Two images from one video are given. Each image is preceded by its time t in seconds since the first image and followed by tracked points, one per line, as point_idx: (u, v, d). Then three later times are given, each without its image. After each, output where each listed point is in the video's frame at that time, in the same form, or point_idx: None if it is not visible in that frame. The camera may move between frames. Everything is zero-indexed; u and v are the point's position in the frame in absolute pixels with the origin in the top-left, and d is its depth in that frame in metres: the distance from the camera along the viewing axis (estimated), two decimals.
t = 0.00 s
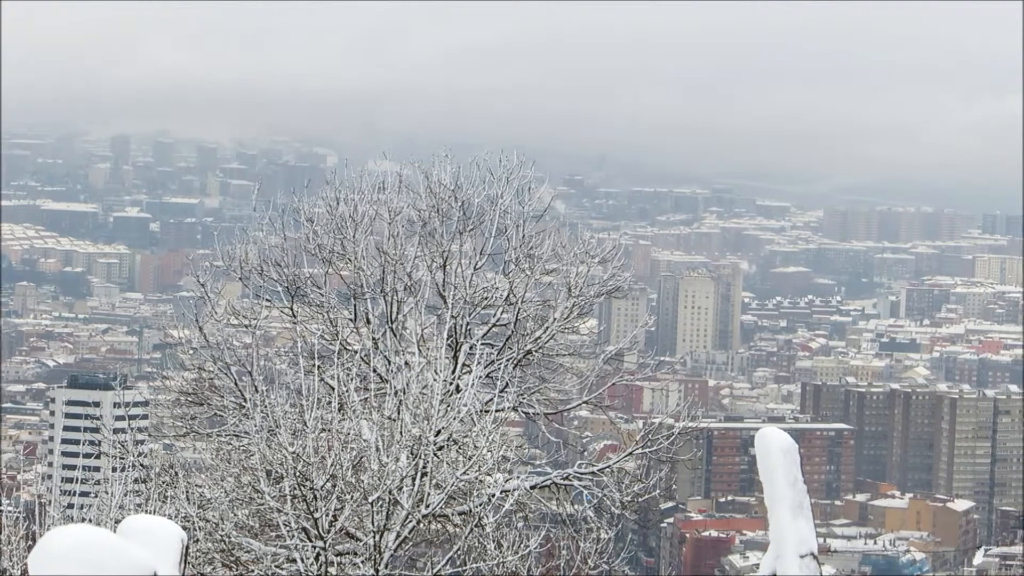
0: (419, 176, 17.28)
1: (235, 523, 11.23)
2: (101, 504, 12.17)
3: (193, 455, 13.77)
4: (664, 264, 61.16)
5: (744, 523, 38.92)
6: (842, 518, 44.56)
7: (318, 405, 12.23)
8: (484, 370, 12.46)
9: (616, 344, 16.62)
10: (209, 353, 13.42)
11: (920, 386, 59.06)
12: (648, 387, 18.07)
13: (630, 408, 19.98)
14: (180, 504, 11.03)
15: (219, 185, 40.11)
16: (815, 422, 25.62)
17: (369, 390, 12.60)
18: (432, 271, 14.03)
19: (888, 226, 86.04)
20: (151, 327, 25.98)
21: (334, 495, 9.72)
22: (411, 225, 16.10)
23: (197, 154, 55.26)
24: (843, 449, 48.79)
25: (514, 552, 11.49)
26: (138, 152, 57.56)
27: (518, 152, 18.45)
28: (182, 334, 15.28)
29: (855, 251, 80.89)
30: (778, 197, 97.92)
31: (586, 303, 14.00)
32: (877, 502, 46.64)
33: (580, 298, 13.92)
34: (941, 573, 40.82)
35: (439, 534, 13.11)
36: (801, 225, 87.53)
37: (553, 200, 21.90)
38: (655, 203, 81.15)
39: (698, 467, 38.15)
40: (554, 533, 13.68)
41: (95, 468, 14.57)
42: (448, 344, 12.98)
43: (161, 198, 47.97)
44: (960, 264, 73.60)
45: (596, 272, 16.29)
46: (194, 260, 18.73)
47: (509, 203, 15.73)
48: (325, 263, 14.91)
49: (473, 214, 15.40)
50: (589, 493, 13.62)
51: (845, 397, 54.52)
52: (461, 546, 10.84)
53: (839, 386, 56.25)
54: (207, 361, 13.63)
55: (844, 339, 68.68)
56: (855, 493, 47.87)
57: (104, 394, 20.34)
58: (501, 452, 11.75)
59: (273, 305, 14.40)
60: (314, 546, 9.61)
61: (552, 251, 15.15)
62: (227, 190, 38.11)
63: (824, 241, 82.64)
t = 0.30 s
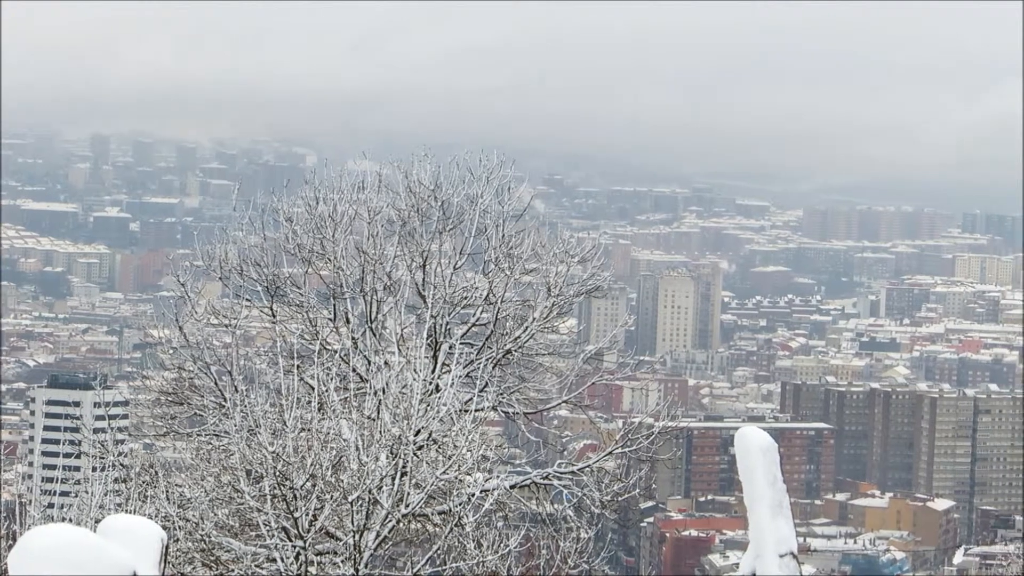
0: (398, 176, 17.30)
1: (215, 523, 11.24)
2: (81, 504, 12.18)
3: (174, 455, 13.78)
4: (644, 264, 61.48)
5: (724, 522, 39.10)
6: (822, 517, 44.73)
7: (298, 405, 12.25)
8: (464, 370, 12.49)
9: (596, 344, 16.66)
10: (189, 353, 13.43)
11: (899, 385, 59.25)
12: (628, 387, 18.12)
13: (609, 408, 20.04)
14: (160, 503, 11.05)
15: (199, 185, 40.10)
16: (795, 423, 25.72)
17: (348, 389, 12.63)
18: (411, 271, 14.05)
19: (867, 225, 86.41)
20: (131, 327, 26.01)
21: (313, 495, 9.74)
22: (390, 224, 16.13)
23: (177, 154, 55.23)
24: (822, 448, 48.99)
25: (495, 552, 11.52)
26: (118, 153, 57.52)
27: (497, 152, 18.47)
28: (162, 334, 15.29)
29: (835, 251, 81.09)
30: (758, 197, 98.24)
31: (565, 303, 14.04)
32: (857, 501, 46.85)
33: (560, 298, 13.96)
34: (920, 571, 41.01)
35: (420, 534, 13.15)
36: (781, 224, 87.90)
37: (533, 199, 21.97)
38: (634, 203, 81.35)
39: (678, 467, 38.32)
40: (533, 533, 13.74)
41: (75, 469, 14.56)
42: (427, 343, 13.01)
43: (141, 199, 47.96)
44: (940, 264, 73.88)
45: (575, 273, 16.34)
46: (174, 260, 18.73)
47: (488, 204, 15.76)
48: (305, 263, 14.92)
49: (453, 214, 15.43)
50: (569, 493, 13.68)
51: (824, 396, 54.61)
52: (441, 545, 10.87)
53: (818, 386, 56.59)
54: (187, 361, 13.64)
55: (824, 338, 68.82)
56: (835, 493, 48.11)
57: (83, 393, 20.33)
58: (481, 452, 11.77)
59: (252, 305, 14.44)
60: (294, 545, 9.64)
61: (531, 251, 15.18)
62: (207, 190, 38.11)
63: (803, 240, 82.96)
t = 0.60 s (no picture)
0: (379, 176, 17.31)
1: (195, 524, 11.26)
2: (61, 505, 12.17)
3: (154, 455, 13.78)
4: (625, 264, 61.54)
5: (706, 523, 39.13)
6: (802, 518, 44.88)
7: (279, 405, 12.27)
8: (445, 370, 12.53)
9: (577, 344, 16.70)
10: (170, 353, 13.43)
11: (880, 385, 59.48)
12: (609, 387, 18.15)
13: (591, 408, 20.08)
14: (142, 504, 11.04)
15: (180, 185, 40.03)
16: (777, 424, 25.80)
17: (330, 389, 12.65)
18: (393, 271, 14.08)
19: (848, 226, 86.74)
20: (112, 326, 25.96)
21: (295, 494, 9.77)
22: (372, 224, 16.15)
23: (158, 154, 55.10)
24: (804, 448, 49.15)
25: (476, 551, 11.56)
26: (99, 153, 57.36)
27: (479, 153, 18.50)
28: (143, 333, 15.26)
29: (817, 251, 81.35)
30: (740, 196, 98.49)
31: (546, 303, 14.09)
32: (839, 502, 47.00)
33: (541, 298, 14.01)
34: (902, 571, 41.13)
35: (401, 534, 13.18)
36: (762, 225, 88.14)
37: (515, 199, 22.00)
38: (616, 203, 81.51)
39: (660, 467, 38.42)
40: (514, 533, 13.78)
41: (56, 469, 14.55)
42: (409, 343, 13.04)
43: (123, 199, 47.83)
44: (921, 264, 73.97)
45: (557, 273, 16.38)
46: (155, 260, 18.70)
47: (469, 204, 15.80)
48: (286, 263, 14.94)
49: (434, 214, 15.47)
50: (551, 493, 13.69)
51: (805, 396, 54.77)
52: (422, 545, 10.91)
53: (800, 386, 56.82)
54: (168, 361, 13.65)
55: (805, 338, 69.06)
56: (815, 492, 48.27)
57: (63, 394, 20.29)
58: (462, 453, 11.81)
59: (234, 305, 14.43)
60: (275, 546, 9.67)
61: (513, 251, 15.23)
62: (188, 190, 38.03)
63: (785, 241, 83.20)
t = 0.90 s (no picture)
0: (355, 176, 17.33)
1: (170, 523, 11.27)
2: (36, 504, 12.16)
3: (130, 454, 13.77)
4: (600, 264, 61.71)
5: (681, 522, 39.26)
6: (778, 518, 45.13)
7: (254, 404, 12.29)
8: (421, 370, 12.57)
9: (552, 343, 16.75)
10: (146, 353, 13.43)
11: (855, 384, 59.78)
12: (585, 386, 18.21)
13: (567, 407, 20.16)
14: (117, 504, 11.05)
15: (155, 185, 39.89)
16: (749, 424, 25.87)
17: (306, 389, 12.68)
18: (368, 271, 14.10)
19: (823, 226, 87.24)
20: (88, 326, 25.88)
21: (270, 494, 9.81)
22: (347, 223, 16.17)
23: (133, 153, 54.90)
24: (779, 448, 49.43)
25: (451, 551, 11.58)
26: (75, 152, 57.07)
27: (455, 152, 18.52)
28: (118, 332, 15.25)
29: (792, 251, 81.76)
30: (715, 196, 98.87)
31: (521, 303, 14.14)
32: (814, 501, 47.26)
33: (516, 298, 14.06)
34: (876, 570, 41.40)
35: (376, 534, 13.19)
36: (737, 225, 88.43)
37: (492, 198, 22.09)
38: (591, 203, 81.76)
39: (636, 467, 38.57)
40: (489, 532, 13.83)
41: (30, 469, 14.51)
42: (385, 343, 13.07)
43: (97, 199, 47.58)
44: (896, 266, 76.02)
45: (533, 272, 16.41)
46: (131, 260, 18.66)
47: (445, 204, 15.85)
48: (261, 263, 14.95)
49: (409, 214, 15.51)
50: (526, 493, 13.76)
51: (780, 396, 55.09)
52: (398, 545, 10.94)
53: (775, 386, 57.14)
54: (143, 361, 13.65)
55: (780, 338, 69.41)
56: (790, 492, 48.55)
57: (38, 393, 20.23)
58: (438, 452, 11.84)
59: (210, 304, 14.44)
60: (250, 544, 9.68)
61: (488, 251, 15.27)
62: (163, 190, 37.91)
63: (760, 241, 83.54)
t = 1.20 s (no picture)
0: (333, 177, 17.34)
1: (148, 523, 11.26)
2: (12, 504, 12.13)
3: (108, 455, 13.75)
4: (579, 264, 61.73)
5: (659, 523, 39.31)
6: (755, 518, 45.33)
7: (232, 404, 12.29)
8: (399, 370, 12.60)
9: (530, 344, 16.79)
10: (124, 353, 13.43)
11: (833, 385, 60.03)
12: (563, 387, 18.25)
13: (546, 408, 20.20)
14: (95, 504, 11.04)
15: (133, 185, 39.72)
16: (728, 424, 25.96)
17: (283, 389, 12.68)
18: (346, 271, 14.12)
19: (802, 227, 87.74)
20: (66, 327, 25.78)
21: (247, 494, 9.81)
22: (325, 224, 16.19)
23: (110, 152, 54.63)
24: (756, 448, 49.66)
25: (429, 552, 11.60)
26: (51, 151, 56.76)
27: (433, 153, 18.54)
28: (96, 333, 15.24)
29: (770, 252, 82.03)
30: (693, 197, 99.15)
31: (499, 303, 14.18)
32: (792, 501, 47.48)
33: (494, 298, 14.09)
34: (854, 571, 41.63)
35: (354, 534, 13.20)
36: (715, 225, 88.66)
37: (470, 200, 22.13)
38: (569, 203, 81.88)
39: (614, 468, 38.67)
40: (467, 533, 13.85)
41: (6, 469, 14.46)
42: (362, 343, 13.09)
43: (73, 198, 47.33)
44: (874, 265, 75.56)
45: (511, 273, 16.45)
46: (109, 260, 18.62)
47: (423, 204, 15.88)
48: (239, 263, 14.94)
49: (387, 214, 15.53)
50: (504, 494, 13.81)
51: (758, 396, 55.33)
52: (375, 545, 10.96)
53: (752, 386, 57.42)
54: (121, 361, 13.63)
55: (757, 339, 69.66)
56: (768, 493, 48.73)
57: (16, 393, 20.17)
58: (415, 453, 11.86)
59: (188, 305, 14.44)
60: (228, 544, 9.69)
61: (466, 252, 15.31)
62: (142, 189, 37.77)
63: (738, 242, 83.79)
